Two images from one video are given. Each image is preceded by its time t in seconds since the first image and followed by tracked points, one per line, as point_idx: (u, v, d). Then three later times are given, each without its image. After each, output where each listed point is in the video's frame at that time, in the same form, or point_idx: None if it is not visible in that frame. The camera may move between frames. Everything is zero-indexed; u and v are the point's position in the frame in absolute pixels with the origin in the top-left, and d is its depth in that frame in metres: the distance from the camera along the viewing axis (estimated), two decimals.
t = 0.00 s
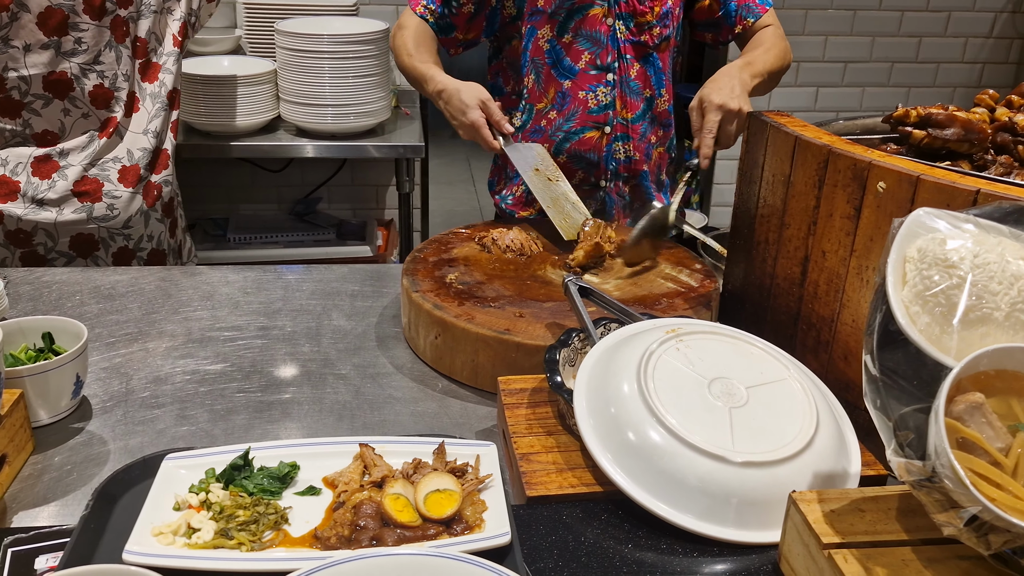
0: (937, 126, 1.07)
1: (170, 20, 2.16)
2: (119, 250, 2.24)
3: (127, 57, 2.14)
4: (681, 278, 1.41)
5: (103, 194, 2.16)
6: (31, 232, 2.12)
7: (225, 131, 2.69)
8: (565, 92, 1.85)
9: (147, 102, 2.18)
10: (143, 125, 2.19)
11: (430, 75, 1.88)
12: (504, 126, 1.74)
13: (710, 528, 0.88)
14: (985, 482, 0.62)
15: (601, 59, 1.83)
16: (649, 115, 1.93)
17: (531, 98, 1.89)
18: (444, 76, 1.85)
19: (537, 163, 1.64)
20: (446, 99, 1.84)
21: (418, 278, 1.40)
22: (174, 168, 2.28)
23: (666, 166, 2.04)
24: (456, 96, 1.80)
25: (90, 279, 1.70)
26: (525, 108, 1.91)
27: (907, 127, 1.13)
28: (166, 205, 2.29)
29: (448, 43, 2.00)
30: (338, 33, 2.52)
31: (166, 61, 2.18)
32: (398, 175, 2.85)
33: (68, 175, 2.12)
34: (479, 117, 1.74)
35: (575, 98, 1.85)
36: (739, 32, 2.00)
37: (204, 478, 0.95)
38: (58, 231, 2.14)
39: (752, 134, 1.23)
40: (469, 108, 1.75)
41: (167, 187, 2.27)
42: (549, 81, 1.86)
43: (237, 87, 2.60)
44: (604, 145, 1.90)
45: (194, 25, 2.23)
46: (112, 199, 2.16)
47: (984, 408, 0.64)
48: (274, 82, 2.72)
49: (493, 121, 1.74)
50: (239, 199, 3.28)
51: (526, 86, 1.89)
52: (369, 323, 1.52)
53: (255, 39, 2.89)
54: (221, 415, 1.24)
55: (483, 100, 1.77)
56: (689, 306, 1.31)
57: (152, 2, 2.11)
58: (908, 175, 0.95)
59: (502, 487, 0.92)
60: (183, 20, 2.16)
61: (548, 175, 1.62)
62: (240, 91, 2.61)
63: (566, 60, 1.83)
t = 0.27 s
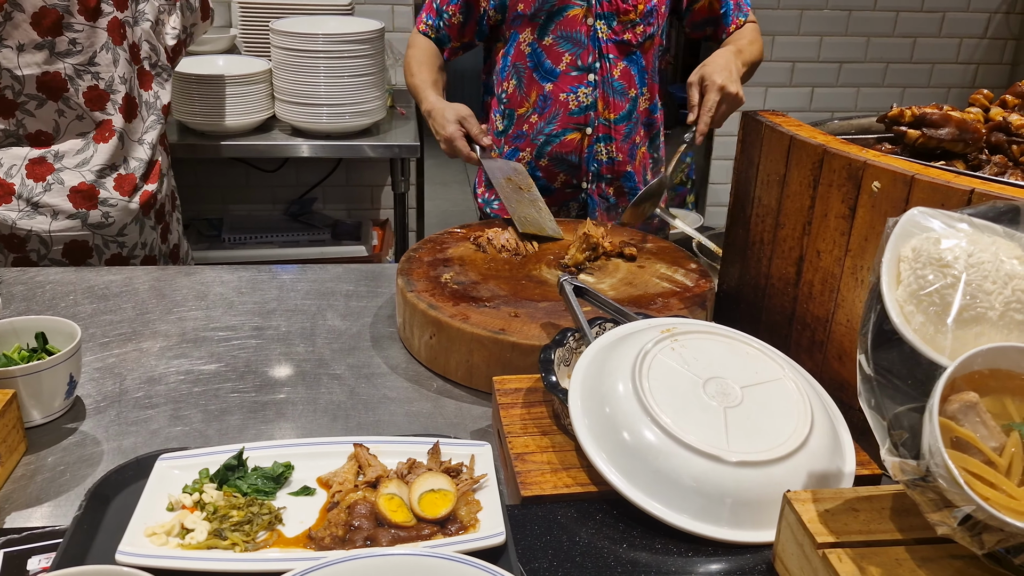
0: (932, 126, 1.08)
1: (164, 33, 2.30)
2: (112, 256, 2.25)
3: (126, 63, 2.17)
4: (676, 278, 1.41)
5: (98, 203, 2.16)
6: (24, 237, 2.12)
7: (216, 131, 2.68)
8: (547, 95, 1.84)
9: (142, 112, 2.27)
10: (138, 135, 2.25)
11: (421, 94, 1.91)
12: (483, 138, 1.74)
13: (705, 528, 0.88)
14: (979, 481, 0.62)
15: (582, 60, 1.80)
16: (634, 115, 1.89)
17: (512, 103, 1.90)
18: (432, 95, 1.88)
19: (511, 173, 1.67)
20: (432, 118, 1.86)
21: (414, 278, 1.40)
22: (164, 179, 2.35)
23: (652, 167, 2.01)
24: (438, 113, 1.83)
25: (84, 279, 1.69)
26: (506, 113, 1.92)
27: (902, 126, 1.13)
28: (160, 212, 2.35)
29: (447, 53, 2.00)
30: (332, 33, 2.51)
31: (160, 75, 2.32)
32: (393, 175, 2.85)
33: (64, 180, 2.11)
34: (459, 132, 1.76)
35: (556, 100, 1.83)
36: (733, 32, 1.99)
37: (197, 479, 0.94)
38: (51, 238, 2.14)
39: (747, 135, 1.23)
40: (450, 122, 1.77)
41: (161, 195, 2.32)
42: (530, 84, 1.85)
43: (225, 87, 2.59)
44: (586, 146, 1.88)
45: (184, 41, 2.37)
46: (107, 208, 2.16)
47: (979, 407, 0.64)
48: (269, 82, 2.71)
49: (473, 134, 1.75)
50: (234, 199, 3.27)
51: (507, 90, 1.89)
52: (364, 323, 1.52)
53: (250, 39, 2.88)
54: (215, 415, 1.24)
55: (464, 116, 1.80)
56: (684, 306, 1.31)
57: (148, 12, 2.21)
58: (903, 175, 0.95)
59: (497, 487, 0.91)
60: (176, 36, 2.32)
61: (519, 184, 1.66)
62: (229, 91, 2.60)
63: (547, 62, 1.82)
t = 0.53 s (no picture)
0: (924, 127, 1.08)
1: (158, 36, 2.27)
2: (104, 260, 2.26)
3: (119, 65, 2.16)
4: (670, 279, 1.41)
5: (91, 207, 2.16)
6: (16, 239, 2.13)
7: (210, 131, 2.67)
8: (538, 97, 1.84)
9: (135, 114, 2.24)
10: (132, 137, 2.23)
11: (442, 109, 1.90)
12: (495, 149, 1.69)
13: (696, 529, 0.88)
14: (968, 483, 0.62)
15: (572, 61, 1.81)
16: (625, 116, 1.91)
17: (507, 107, 1.90)
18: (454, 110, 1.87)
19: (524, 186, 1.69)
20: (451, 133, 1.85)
21: (407, 279, 1.40)
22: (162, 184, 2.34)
23: (642, 167, 2.01)
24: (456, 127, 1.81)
25: (77, 280, 1.69)
26: (500, 116, 1.92)
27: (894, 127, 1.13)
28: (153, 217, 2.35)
29: (448, 66, 2.00)
30: (327, 33, 2.51)
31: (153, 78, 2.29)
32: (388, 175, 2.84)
33: (56, 183, 2.10)
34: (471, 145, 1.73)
35: (548, 102, 1.84)
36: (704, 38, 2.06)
37: (188, 481, 0.94)
38: (43, 240, 2.15)
39: (740, 136, 1.23)
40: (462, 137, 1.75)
41: (155, 202, 2.34)
42: (522, 87, 1.86)
43: (215, 87, 2.57)
44: (577, 147, 1.88)
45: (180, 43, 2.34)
46: (101, 212, 2.18)
47: (967, 408, 0.64)
48: (264, 82, 2.71)
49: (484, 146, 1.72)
50: (229, 199, 3.27)
51: (501, 94, 1.90)
52: (357, 324, 1.51)
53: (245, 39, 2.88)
54: (208, 416, 1.23)
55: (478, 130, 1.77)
56: (677, 307, 1.31)
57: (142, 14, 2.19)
58: (895, 177, 0.95)
59: (487, 489, 0.91)
60: (171, 39, 2.28)
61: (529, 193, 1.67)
62: (219, 91, 2.58)
63: (538, 65, 1.83)
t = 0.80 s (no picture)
0: (913, 129, 1.08)
1: (149, 20, 2.21)
2: (101, 250, 2.22)
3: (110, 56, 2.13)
4: (661, 281, 1.41)
5: (82, 194, 2.14)
6: (11, 235, 2.11)
7: (203, 132, 2.67)
8: (526, 101, 1.85)
9: (126, 102, 2.21)
10: (122, 125, 2.20)
11: (455, 96, 1.79)
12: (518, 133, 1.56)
13: (684, 532, 0.88)
14: (951, 486, 0.62)
15: (560, 64, 1.82)
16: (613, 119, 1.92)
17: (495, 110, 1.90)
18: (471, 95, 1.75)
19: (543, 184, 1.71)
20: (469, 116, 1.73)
21: (398, 281, 1.40)
22: (152, 165, 2.30)
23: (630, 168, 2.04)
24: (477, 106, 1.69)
25: (69, 282, 1.68)
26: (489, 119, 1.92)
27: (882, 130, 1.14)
28: (143, 204, 2.31)
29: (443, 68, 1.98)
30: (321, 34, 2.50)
31: (145, 61, 2.24)
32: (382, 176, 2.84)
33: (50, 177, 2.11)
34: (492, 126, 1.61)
35: (535, 105, 1.84)
36: (694, 37, 2.09)
37: (176, 484, 0.93)
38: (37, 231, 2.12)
39: (731, 138, 1.23)
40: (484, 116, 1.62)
41: (145, 186, 2.29)
42: (510, 91, 1.86)
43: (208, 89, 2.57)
44: (565, 150, 1.89)
45: (172, 28, 2.30)
46: (92, 199, 2.15)
47: (951, 412, 0.64)
48: (257, 83, 2.71)
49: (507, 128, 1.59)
50: (224, 200, 3.26)
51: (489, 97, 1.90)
52: (349, 326, 1.51)
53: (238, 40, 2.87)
54: (198, 419, 1.23)
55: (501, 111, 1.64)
56: (667, 309, 1.31)
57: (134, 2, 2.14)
58: (883, 179, 0.96)
59: (476, 491, 0.91)
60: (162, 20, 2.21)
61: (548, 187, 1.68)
62: (213, 91, 2.58)
63: (526, 68, 1.83)
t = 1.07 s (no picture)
0: (905, 130, 1.09)
1: (143, 28, 2.26)
2: (102, 254, 2.21)
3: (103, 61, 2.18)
4: (656, 281, 1.42)
5: (83, 199, 2.14)
6: (11, 237, 2.09)
7: (200, 133, 2.67)
8: (526, 104, 1.81)
9: (122, 108, 2.24)
10: (118, 132, 2.24)
11: (489, 111, 1.71)
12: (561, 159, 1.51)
13: (679, 531, 0.89)
14: (942, 485, 0.63)
15: (563, 69, 1.78)
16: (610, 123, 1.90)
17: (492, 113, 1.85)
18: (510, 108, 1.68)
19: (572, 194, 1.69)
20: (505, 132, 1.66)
21: (394, 282, 1.40)
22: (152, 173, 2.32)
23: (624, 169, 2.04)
24: (519, 122, 1.61)
25: (64, 284, 1.68)
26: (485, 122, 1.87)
27: (875, 130, 1.14)
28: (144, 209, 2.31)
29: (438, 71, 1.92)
30: (316, 35, 2.51)
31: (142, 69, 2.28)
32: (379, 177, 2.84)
33: (48, 180, 2.09)
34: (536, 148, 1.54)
35: (536, 109, 1.80)
36: (675, 46, 2.12)
37: (172, 486, 0.93)
38: (38, 235, 2.11)
39: (725, 139, 1.24)
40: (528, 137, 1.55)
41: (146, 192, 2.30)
42: (509, 95, 1.81)
43: (203, 90, 2.57)
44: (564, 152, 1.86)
45: (164, 35, 2.35)
46: (92, 203, 2.14)
47: (942, 411, 0.65)
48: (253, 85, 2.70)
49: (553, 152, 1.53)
50: (220, 201, 3.26)
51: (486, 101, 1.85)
52: (345, 327, 1.51)
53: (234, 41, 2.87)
54: (195, 420, 1.23)
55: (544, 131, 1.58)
56: (663, 309, 1.31)
57: (127, 8, 2.19)
58: (876, 179, 0.97)
59: (471, 492, 0.92)
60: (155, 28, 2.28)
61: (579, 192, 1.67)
62: (209, 93, 2.58)
63: (528, 72, 1.78)
